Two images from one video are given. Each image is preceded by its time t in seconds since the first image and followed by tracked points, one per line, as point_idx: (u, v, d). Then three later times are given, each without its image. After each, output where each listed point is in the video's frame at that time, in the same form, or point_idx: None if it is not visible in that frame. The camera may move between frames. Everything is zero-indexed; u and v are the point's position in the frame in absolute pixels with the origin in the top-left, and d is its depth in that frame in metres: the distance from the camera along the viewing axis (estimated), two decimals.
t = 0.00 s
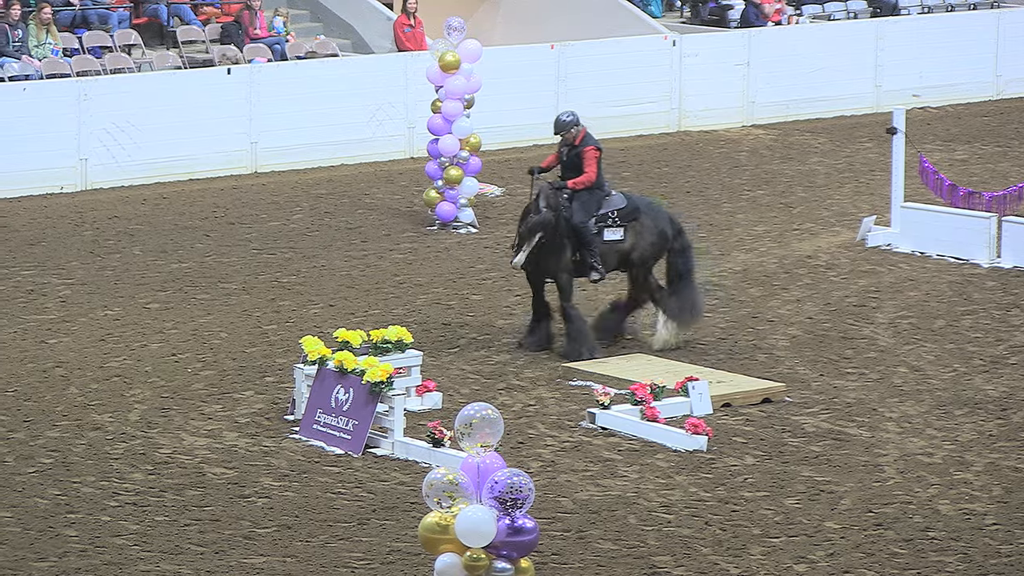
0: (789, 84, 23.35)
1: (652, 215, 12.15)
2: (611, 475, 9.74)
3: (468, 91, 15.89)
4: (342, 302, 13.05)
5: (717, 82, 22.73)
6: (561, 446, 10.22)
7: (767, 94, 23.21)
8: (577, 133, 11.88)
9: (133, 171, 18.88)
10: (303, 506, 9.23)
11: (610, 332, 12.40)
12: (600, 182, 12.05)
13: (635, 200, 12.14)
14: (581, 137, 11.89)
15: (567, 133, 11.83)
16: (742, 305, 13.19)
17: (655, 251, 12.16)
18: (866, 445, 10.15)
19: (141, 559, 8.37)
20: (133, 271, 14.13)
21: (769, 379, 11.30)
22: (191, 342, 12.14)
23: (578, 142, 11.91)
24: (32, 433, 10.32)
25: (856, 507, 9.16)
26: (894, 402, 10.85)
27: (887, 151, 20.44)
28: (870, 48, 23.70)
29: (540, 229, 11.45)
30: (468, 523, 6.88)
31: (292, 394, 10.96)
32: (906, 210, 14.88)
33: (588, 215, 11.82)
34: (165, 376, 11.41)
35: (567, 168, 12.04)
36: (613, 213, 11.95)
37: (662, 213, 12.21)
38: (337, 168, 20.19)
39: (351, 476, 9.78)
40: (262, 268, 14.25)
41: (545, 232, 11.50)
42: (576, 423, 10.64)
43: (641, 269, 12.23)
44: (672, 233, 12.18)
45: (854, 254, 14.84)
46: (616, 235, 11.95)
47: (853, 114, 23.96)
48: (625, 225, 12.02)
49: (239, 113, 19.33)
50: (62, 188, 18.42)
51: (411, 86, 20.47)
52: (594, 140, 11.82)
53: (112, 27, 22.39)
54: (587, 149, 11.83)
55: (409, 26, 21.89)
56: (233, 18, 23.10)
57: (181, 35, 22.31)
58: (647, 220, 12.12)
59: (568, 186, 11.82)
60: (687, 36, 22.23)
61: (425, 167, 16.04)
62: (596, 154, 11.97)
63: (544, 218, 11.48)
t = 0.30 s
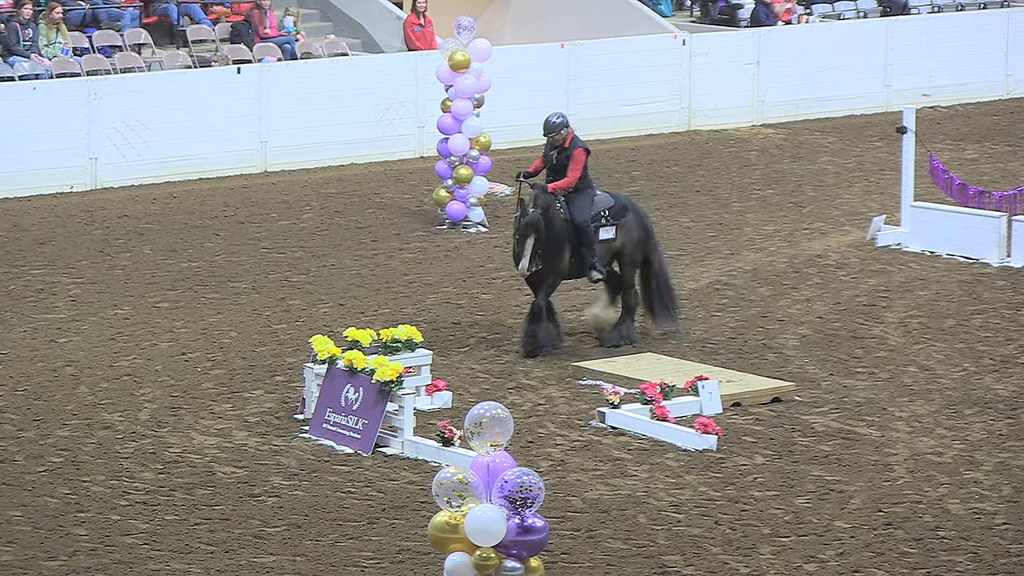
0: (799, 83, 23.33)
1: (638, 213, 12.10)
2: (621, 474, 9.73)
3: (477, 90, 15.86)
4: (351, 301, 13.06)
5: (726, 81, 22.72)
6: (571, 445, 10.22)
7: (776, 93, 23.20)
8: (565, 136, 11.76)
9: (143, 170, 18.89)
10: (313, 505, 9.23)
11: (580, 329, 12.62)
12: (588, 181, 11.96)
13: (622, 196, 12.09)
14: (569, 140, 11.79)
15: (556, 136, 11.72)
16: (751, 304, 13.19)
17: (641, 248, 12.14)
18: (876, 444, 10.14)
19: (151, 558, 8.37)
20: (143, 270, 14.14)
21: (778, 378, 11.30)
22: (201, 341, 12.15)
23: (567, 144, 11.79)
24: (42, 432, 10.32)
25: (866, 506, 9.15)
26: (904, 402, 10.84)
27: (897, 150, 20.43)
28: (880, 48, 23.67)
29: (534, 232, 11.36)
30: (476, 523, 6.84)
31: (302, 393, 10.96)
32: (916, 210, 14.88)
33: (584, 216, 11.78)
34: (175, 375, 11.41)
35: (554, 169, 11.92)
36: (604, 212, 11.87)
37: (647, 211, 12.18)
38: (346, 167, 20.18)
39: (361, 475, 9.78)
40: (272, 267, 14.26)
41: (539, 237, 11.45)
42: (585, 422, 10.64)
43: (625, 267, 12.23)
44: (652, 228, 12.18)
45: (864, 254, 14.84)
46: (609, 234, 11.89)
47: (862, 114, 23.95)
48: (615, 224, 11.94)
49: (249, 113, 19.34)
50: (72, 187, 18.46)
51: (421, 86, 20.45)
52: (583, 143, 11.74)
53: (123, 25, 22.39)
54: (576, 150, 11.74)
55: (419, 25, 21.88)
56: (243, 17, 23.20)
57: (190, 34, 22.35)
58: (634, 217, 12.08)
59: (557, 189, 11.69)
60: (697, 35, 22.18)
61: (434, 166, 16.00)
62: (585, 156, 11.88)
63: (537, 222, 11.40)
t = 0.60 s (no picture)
0: (806, 80, 23.29)
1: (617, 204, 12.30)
2: (627, 471, 9.73)
3: (484, 87, 15.84)
4: (358, 298, 13.06)
5: (732, 78, 22.71)
6: (577, 442, 10.22)
7: (782, 90, 23.17)
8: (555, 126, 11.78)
9: (150, 167, 18.89)
10: (319, 501, 9.23)
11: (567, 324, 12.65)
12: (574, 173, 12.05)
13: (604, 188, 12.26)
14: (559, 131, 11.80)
15: (545, 128, 11.71)
16: (757, 300, 13.19)
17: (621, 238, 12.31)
18: (882, 441, 10.14)
19: (157, 554, 8.37)
20: (149, 267, 14.14)
21: (784, 375, 11.29)
22: (207, 337, 12.15)
23: (557, 135, 11.81)
24: (49, 428, 10.33)
25: (872, 503, 9.14)
26: (910, 399, 10.84)
27: (904, 147, 20.42)
28: (886, 44, 23.64)
29: (528, 216, 11.37)
30: (482, 517, 6.87)
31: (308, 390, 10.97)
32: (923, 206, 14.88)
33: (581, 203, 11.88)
34: (181, 371, 11.42)
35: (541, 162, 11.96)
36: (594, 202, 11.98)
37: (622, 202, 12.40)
38: (352, 164, 20.17)
39: (367, 471, 9.78)
40: (278, 264, 14.27)
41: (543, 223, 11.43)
42: (591, 419, 10.64)
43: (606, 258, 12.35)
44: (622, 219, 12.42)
45: (871, 250, 14.84)
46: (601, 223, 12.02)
47: (868, 110, 23.93)
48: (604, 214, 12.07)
49: (255, 109, 19.34)
50: (78, 184, 18.48)
51: (428, 82, 20.42)
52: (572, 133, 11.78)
53: (129, 22, 22.47)
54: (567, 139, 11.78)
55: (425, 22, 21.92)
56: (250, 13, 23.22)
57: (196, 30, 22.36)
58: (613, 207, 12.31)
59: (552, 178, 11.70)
60: (703, 32, 22.23)
61: (440, 164, 15.99)
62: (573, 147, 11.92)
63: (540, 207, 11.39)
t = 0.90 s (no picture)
0: (810, 75, 23.26)
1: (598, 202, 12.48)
2: (630, 466, 9.73)
3: (488, 82, 15.77)
4: (361, 293, 13.06)
5: (736, 73, 22.67)
6: (581, 437, 10.22)
7: (786, 85, 23.13)
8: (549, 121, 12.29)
9: (153, 162, 18.90)
10: (323, 496, 9.23)
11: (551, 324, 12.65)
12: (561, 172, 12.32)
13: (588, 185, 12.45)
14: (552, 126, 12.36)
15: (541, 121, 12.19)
16: (761, 296, 13.19)
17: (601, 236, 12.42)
18: (886, 436, 10.14)
19: (160, 549, 8.37)
20: (153, 262, 14.15)
21: (788, 370, 11.30)
22: (211, 332, 12.16)
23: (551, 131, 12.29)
24: (52, 423, 10.33)
25: (876, 498, 9.14)
26: (914, 394, 10.84)
27: (907, 142, 20.41)
28: (890, 39, 23.64)
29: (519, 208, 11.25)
30: (486, 514, 6.82)
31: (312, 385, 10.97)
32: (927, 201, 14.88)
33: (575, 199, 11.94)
34: (185, 366, 11.42)
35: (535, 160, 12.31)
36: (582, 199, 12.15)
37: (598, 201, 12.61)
38: (356, 159, 20.18)
39: (371, 466, 9.78)
40: (282, 259, 14.27)
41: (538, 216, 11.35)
42: (595, 414, 10.64)
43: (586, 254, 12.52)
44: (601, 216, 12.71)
45: (874, 245, 14.84)
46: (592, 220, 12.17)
47: (872, 106, 23.91)
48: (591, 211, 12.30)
49: (258, 104, 19.34)
50: (82, 179, 18.51)
51: (431, 77, 20.41)
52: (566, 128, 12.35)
53: (134, 17, 22.50)
54: (561, 134, 12.30)
55: (428, 17, 21.90)
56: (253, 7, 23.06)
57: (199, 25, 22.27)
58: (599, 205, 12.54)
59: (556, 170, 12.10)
60: (707, 27, 22.19)
61: (444, 159, 16.01)
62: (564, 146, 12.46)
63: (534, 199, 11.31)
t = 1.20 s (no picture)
0: (814, 70, 23.23)
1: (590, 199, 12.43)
2: (635, 461, 9.74)
3: (491, 77, 15.66)
4: (365, 287, 13.07)
5: (740, 67, 22.60)
6: (585, 432, 10.22)
7: (790, 80, 23.11)
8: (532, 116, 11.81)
9: (157, 157, 18.91)
10: (327, 491, 9.23)
11: (536, 320, 12.63)
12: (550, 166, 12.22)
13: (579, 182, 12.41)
14: (536, 121, 11.87)
15: (523, 117, 11.73)
16: (764, 290, 13.19)
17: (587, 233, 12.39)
18: (890, 431, 10.13)
19: (164, 544, 8.37)
20: (157, 256, 14.15)
21: (792, 365, 11.30)
22: (215, 327, 12.16)
23: (535, 126, 11.85)
24: (56, 418, 10.33)
25: (880, 493, 9.14)
26: (918, 388, 10.84)
27: (911, 137, 20.40)
28: (894, 34, 23.57)
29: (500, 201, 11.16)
30: (488, 509, 6.76)
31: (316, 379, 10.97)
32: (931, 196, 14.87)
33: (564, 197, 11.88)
34: (189, 361, 11.42)
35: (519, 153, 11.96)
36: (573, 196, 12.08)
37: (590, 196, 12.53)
38: (360, 154, 20.19)
39: (375, 461, 9.77)
40: (286, 254, 14.28)
41: (521, 211, 11.28)
42: (598, 409, 10.65)
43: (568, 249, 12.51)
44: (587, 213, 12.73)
45: (879, 240, 14.83)
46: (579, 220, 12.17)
47: (876, 101, 23.89)
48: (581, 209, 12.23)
49: (262, 99, 19.34)
50: (86, 173, 18.51)
51: (436, 72, 20.39)
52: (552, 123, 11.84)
53: (137, 12, 22.38)
54: (545, 129, 11.82)
55: (433, 11, 21.92)
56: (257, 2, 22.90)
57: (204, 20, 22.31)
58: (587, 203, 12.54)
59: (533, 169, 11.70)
60: (711, 22, 22.12)
61: (449, 153, 16.04)
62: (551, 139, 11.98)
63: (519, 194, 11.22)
